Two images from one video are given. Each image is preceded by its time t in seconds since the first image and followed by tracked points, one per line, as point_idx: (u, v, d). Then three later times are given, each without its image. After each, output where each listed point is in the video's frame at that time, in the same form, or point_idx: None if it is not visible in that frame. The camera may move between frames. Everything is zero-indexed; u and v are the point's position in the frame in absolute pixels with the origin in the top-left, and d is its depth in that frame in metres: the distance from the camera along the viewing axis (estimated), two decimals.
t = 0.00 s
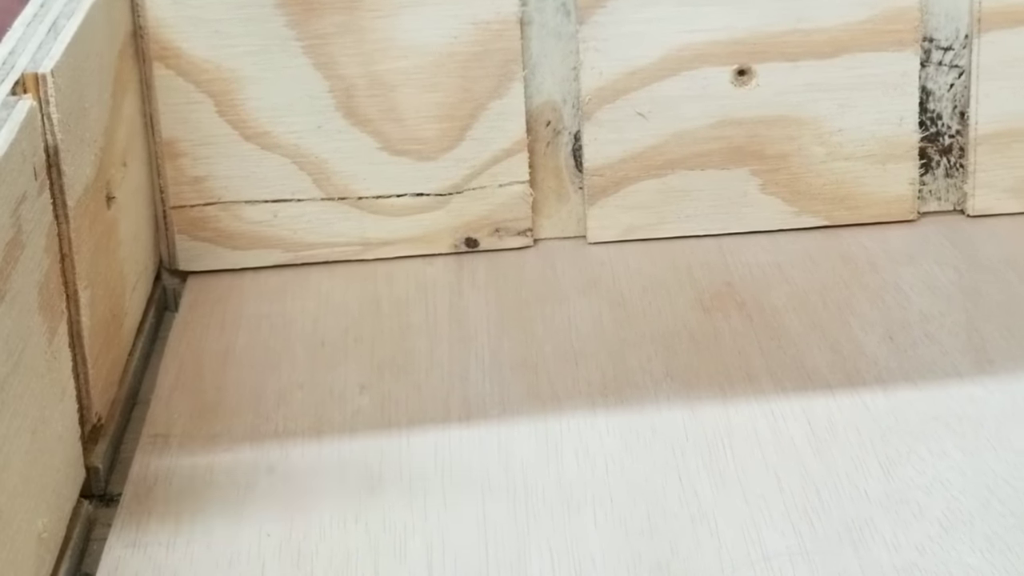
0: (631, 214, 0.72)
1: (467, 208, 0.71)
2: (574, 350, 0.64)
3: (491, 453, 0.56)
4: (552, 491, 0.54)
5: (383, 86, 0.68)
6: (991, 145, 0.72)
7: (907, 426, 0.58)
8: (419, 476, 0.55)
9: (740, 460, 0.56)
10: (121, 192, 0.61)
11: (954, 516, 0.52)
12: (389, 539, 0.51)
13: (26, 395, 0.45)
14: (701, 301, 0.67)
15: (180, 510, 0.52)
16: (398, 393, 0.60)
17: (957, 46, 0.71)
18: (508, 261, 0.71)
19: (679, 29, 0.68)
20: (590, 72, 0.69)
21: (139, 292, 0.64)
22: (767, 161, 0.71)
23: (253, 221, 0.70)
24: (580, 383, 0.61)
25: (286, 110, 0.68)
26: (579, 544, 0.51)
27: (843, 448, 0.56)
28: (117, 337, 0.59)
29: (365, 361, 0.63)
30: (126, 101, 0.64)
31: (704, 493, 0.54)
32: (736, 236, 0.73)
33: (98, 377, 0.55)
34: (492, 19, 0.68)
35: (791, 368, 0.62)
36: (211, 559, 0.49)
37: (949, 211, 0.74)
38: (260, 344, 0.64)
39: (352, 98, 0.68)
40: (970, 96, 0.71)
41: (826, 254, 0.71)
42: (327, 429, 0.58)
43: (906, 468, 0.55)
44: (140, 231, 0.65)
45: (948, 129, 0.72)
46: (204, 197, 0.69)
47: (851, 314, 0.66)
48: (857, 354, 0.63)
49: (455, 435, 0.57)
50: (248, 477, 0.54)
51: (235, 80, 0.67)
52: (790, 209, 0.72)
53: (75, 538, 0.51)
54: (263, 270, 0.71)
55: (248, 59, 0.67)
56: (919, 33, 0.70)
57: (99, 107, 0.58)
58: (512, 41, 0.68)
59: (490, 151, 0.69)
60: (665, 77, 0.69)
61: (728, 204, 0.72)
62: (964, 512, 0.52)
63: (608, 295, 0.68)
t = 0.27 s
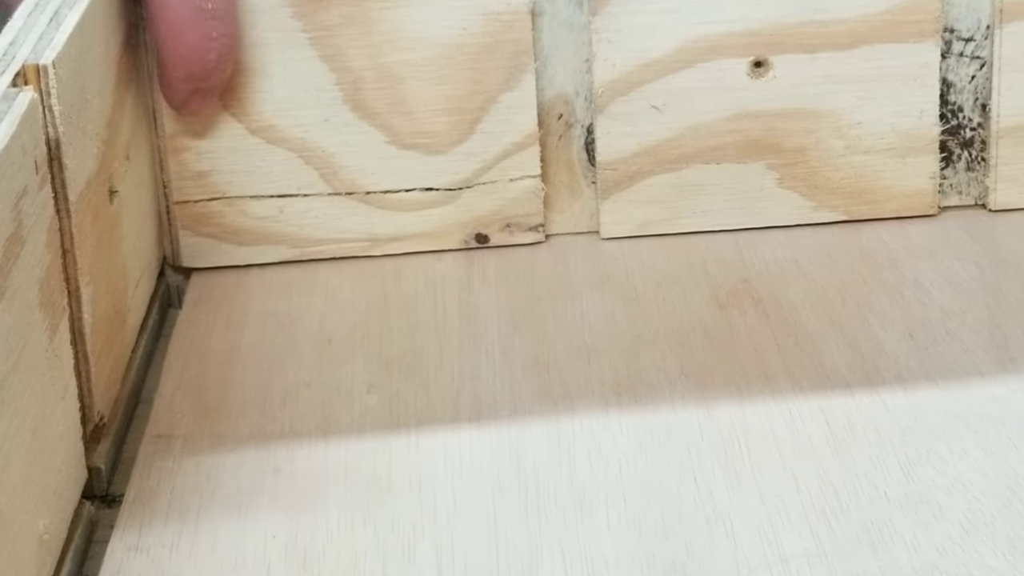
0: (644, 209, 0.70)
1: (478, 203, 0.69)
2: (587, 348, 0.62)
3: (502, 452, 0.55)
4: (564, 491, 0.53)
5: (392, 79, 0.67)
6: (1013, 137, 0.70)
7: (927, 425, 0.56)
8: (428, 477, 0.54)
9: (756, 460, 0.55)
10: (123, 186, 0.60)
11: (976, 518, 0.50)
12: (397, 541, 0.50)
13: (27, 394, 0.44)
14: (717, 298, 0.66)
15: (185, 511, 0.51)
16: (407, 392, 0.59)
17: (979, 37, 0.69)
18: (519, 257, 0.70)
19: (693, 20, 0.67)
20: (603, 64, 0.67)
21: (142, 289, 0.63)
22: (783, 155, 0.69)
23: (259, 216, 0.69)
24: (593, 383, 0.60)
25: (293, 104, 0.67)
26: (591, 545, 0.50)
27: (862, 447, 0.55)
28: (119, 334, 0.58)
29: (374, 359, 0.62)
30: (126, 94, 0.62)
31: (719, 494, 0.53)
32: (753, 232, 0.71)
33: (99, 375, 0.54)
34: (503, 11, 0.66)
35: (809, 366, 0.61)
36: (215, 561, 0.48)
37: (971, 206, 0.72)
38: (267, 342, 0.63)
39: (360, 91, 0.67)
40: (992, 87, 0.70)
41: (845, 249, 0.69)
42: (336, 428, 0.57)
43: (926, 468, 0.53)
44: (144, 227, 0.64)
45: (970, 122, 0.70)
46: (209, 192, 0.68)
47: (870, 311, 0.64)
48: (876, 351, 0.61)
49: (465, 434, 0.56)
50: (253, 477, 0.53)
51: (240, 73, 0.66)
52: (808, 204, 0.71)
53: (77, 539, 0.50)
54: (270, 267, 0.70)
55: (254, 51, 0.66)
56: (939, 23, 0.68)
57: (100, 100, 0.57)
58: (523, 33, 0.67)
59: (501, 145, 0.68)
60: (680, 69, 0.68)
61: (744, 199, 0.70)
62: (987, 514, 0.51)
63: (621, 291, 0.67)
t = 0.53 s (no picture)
0: (660, 201, 0.69)
1: (489, 195, 0.68)
2: (600, 344, 0.61)
3: (514, 451, 0.54)
4: (578, 491, 0.51)
5: (401, 67, 0.65)
6: None
7: (949, 423, 0.55)
8: (439, 477, 0.52)
9: (774, 459, 0.53)
10: (135, 181, 0.58)
11: (1000, 519, 0.49)
12: (408, 544, 0.48)
13: (33, 394, 0.43)
14: (734, 293, 0.64)
15: (189, 513, 0.50)
16: (417, 390, 0.58)
17: (1000, 25, 0.67)
18: (531, 251, 0.68)
19: (709, 7, 0.65)
20: (617, 52, 0.66)
21: (150, 285, 0.62)
22: (802, 145, 0.68)
23: (265, 209, 0.67)
24: (605, 380, 0.58)
25: (299, 93, 0.65)
26: (605, 547, 0.48)
27: (882, 446, 0.53)
28: (126, 332, 0.56)
29: (383, 356, 0.60)
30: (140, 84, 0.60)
31: (737, 494, 0.51)
32: (770, 224, 0.70)
33: (105, 375, 0.52)
34: None
35: (829, 362, 0.59)
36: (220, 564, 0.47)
37: (993, 198, 0.71)
38: (274, 338, 0.62)
39: (369, 80, 0.65)
40: (1014, 77, 0.68)
41: (865, 243, 0.68)
42: (343, 425, 0.55)
43: (948, 467, 0.52)
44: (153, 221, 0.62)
45: (992, 112, 0.69)
46: (213, 183, 0.66)
47: (891, 306, 0.63)
48: (896, 347, 0.60)
49: (475, 433, 0.55)
50: (258, 478, 0.52)
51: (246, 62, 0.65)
52: (827, 195, 0.69)
53: (81, 543, 0.48)
54: (277, 261, 0.68)
55: (260, 39, 0.64)
56: (961, 10, 0.67)
57: (113, 90, 0.55)
58: (535, 20, 0.65)
59: (512, 135, 0.67)
60: (696, 57, 0.66)
61: (762, 191, 0.69)
62: (1011, 515, 0.49)
63: (634, 288, 0.65)
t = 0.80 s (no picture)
0: (675, 197, 0.67)
1: (500, 190, 0.67)
2: (615, 342, 0.60)
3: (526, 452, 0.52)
4: (591, 493, 0.50)
5: (411, 60, 0.64)
6: None
7: (971, 424, 0.53)
8: (449, 478, 0.51)
9: (792, 460, 0.52)
10: (140, 178, 0.57)
11: None
12: (416, 546, 0.47)
13: (31, 397, 0.42)
14: (752, 291, 0.63)
15: (194, 516, 0.49)
16: (427, 390, 0.57)
17: None
18: (544, 247, 0.67)
19: None
20: (632, 43, 0.65)
21: (157, 286, 0.60)
22: (821, 139, 0.66)
23: (270, 204, 0.66)
24: (618, 380, 0.57)
25: (306, 86, 0.64)
26: (619, 549, 0.47)
27: (904, 446, 0.52)
28: (133, 333, 0.55)
29: (392, 354, 0.59)
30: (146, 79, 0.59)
31: (754, 496, 0.50)
32: (788, 220, 0.68)
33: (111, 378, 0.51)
34: None
35: (849, 361, 0.58)
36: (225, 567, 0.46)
37: (1018, 193, 0.69)
38: (282, 336, 0.61)
39: (377, 72, 0.64)
40: None
41: (886, 240, 0.66)
42: (351, 426, 0.54)
43: (971, 469, 0.50)
44: (160, 219, 0.61)
45: (1017, 105, 0.67)
46: (218, 178, 0.65)
47: (913, 303, 0.61)
48: (918, 345, 0.58)
49: (486, 433, 0.54)
50: (265, 480, 0.51)
51: (253, 55, 0.64)
52: (847, 190, 0.68)
53: (84, 548, 0.47)
54: (284, 257, 0.67)
55: (268, 32, 0.63)
56: None
57: (117, 85, 0.54)
58: (548, 12, 0.64)
59: (525, 129, 0.66)
60: (713, 49, 0.65)
61: (780, 185, 0.67)
62: None
63: (648, 285, 0.64)
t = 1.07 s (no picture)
0: (691, 189, 0.66)
1: (513, 183, 0.65)
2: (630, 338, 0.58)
3: (539, 452, 0.51)
4: (605, 493, 0.49)
5: (421, 50, 0.63)
6: None
7: (996, 423, 0.52)
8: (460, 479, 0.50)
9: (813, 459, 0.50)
10: (144, 172, 0.56)
11: None
12: (426, 549, 0.46)
13: (33, 395, 0.41)
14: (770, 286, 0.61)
15: (198, 517, 0.48)
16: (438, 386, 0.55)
17: None
18: (558, 241, 0.66)
19: None
20: (648, 33, 0.63)
21: (162, 282, 0.59)
22: (841, 131, 0.65)
23: (277, 198, 0.65)
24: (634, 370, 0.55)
25: (314, 77, 0.63)
26: (633, 551, 0.46)
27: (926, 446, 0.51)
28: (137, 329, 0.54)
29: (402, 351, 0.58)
30: (150, 71, 0.58)
31: (773, 496, 0.48)
32: (807, 213, 0.67)
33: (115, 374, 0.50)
34: None
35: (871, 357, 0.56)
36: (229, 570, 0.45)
37: None
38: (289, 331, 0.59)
39: (387, 63, 0.63)
40: None
41: (908, 234, 0.65)
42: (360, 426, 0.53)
43: (995, 469, 0.49)
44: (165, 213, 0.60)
45: None
46: (223, 171, 0.64)
47: (936, 299, 0.60)
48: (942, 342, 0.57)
49: (498, 432, 0.52)
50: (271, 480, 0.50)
51: (259, 46, 0.62)
52: (867, 183, 0.66)
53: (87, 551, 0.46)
54: (291, 252, 0.66)
55: (275, 22, 0.62)
56: None
57: (121, 77, 0.53)
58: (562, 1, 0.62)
59: (538, 121, 0.64)
60: (731, 39, 0.63)
61: (800, 177, 0.66)
62: None
63: (664, 279, 0.62)
